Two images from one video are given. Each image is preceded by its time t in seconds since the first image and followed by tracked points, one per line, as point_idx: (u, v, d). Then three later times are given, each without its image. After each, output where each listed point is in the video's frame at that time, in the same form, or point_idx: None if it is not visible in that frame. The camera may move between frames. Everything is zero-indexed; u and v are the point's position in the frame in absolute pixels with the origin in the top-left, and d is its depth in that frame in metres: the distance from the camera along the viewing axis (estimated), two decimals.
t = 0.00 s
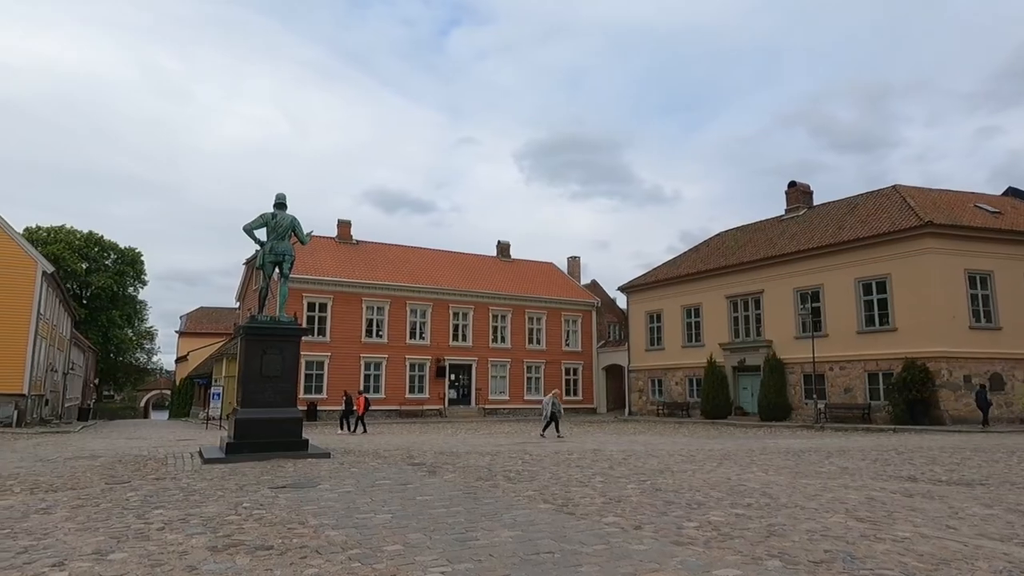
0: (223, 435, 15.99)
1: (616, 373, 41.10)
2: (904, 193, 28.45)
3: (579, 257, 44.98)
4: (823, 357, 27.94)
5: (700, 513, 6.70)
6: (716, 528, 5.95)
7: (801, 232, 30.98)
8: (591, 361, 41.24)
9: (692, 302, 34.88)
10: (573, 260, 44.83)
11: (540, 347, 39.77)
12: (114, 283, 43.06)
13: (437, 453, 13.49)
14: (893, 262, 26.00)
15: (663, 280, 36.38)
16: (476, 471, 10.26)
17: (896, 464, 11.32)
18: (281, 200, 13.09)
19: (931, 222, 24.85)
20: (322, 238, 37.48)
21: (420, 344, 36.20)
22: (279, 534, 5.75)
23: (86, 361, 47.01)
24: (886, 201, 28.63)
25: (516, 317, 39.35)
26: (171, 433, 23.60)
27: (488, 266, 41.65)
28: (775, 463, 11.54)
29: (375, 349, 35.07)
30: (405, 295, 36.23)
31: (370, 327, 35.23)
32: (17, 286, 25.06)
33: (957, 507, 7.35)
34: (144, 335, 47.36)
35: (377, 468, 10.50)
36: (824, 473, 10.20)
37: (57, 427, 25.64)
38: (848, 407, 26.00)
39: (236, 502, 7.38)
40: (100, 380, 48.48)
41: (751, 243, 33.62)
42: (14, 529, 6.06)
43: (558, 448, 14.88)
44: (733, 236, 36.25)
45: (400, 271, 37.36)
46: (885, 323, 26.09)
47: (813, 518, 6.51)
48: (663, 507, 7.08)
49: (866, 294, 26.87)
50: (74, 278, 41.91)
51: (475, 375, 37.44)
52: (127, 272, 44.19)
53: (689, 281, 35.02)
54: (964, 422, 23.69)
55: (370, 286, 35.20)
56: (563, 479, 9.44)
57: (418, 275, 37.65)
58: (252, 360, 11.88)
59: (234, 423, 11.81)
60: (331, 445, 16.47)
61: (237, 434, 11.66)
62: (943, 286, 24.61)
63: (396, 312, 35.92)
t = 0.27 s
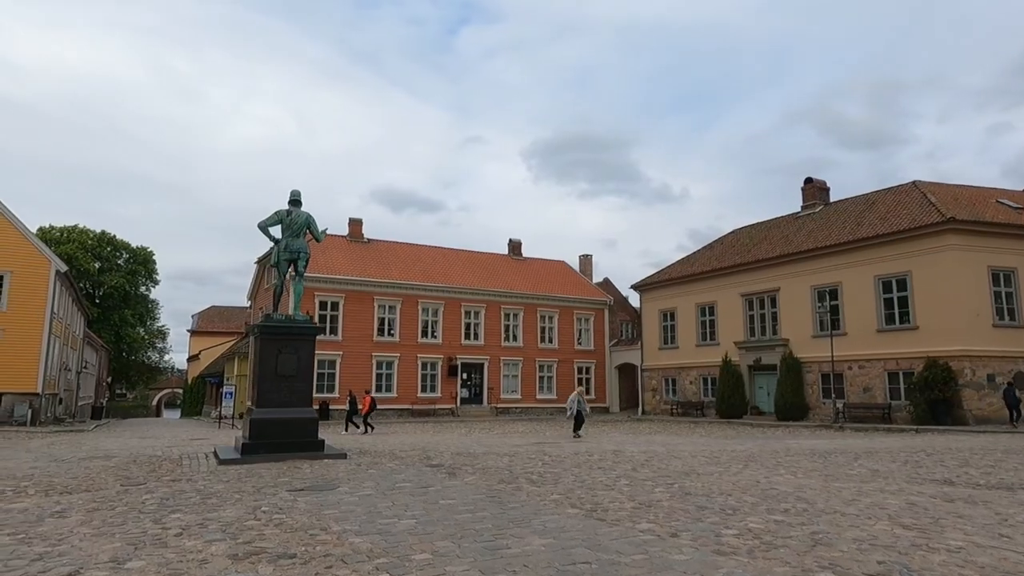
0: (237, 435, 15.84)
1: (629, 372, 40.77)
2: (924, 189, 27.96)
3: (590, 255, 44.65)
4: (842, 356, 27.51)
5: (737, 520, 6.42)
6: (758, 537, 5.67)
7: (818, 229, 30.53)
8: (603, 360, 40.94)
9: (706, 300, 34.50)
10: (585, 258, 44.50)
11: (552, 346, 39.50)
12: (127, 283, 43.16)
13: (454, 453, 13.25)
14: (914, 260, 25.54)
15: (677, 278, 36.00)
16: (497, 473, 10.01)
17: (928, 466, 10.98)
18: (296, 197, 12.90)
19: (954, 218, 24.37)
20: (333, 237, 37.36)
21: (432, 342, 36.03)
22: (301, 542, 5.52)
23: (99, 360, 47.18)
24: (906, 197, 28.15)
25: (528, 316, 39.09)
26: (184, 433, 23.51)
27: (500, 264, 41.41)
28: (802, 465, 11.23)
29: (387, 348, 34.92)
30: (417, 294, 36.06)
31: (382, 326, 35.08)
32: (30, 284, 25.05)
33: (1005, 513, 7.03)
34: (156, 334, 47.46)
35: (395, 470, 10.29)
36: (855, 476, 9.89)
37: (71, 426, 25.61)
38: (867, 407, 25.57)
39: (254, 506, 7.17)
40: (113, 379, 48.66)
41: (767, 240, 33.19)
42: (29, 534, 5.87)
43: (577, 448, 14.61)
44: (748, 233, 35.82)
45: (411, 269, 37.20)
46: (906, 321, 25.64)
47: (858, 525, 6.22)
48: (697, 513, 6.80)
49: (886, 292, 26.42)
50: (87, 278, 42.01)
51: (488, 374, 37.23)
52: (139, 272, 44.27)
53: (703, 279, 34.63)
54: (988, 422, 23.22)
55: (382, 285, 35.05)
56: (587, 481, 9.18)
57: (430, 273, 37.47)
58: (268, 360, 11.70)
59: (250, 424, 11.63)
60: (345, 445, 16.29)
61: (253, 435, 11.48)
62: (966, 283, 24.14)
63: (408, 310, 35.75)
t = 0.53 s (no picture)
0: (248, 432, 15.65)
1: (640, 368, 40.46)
2: (942, 183, 27.51)
3: (600, 251, 44.32)
4: (858, 352, 27.12)
5: (772, 520, 6.16)
6: (799, 538, 5.40)
7: (833, 224, 30.12)
8: (614, 356, 40.65)
9: (719, 296, 34.14)
10: (595, 254, 44.19)
11: (562, 342, 39.25)
12: (136, 280, 43.19)
13: (469, 450, 13.02)
14: (932, 254, 25.11)
15: (688, 274, 35.65)
16: (515, 471, 9.78)
17: (957, 465, 10.67)
18: (308, 189, 12.69)
19: (973, 212, 23.92)
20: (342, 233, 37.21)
21: (442, 339, 35.85)
22: (321, 542, 5.30)
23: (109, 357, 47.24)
24: (923, 191, 27.70)
25: (538, 312, 38.84)
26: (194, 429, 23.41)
27: (509, 261, 41.16)
28: (827, 463, 10.92)
29: (397, 344, 34.76)
30: (426, 290, 35.87)
31: (391, 322, 34.92)
32: (41, 279, 25.00)
33: None
34: (165, 331, 47.50)
35: (411, 467, 10.06)
36: (884, 474, 9.59)
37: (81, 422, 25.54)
38: (884, 404, 25.19)
39: (270, 504, 6.95)
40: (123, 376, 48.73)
41: (780, 235, 32.79)
42: (39, 532, 5.67)
43: (593, 446, 14.34)
44: (761, 228, 35.43)
45: (421, 265, 37.01)
46: (924, 317, 25.23)
47: (900, 526, 5.95)
48: (729, 512, 6.54)
49: (903, 287, 26.02)
50: (97, 275, 42.00)
51: (497, 371, 37.02)
52: (148, 269, 44.28)
53: (715, 275, 34.27)
54: (1008, 420, 22.82)
55: (391, 281, 34.87)
56: (608, 479, 8.93)
57: (439, 270, 37.28)
58: (280, 355, 11.51)
59: (262, 420, 11.44)
60: (358, 442, 16.09)
61: (265, 431, 11.30)
62: (986, 278, 23.71)
63: (417, 307, 35.57)
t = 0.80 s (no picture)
0: (256, 431, 15.44)
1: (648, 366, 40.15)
2: (957, 178, 27.09)
3: (608, 249, 43.99)
4: (871, 350, 26.76)
5: (808, 527, 5.88)
6: (841, 549, 5.11)
7: (846, 220, 29.72)
8: (622, 354, 40.36)
9: (729, 293, 33.78)
10: (602, 252, 43.87)
11: (570, 340, 38.97)
12: (142, 278, 43.11)
13: (481, 451, 12.76)
14: (948, 250, 24.71)
15: (698, 271, 35.31)
16: (530, 473, 9.52)
17: (985, 467, 10.35)
18: (317, 185, 12.45)
19: (990, 207, 23.51)
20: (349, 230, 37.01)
21: (450, 337, 35.63)
22: (339, 552, 5.05)
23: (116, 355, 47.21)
24: (938, 186, 27.29)
25: (546, 310, 38.56)
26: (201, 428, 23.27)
27: (517, 258, 40.89)
28: (851, 465, 10.61)
29: (404, 342, 34.54)
30: (434, 287, 35.64)
31: (399, 320, 34.70)
32: (48, 277, 24.87)
33: None
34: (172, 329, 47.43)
35: (424, 469, 9.82)
36: (911, 477, 9.30)
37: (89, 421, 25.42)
38: (899, 402, 24.83)
39: (283, 509, 6.72)
40: (130, 374, 48.71)
41: (792, 231, 32.41)
42: (45, 541, 5.45)
43: (606, 446, 14.06)
44: (771, 225, 35.05)
45: (428, 263, 36.78)
46: (940, 314, 24.85)
47: (945, 535, 5.66)
48: (761, 519, 6.26)
49: (918, 284, 25.63)
50: (104, 273, 41.85)
51: (505, 369, 36.78)
52: (154, 267, 44.18)
53: (725, 272, 33.93)
54: None
55: (398, 279, 34.65)
56: (628, 482, 8.66)
57: (447, 267, 37.03)
58: (290, 354, 11.28)
59: (271, 420, 11.21)
60: (368, 441, 15.88)
61: (275, 431, 11.07)
62: (1003, 274, 23.31)
63: (425, 304, 35.34)
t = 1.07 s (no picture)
0: (264, 429, 15.23)
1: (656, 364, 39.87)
2: (970, 172, 26.72)
3: (615, 245, 43.69)
4: (883, 347, 26.45)
5: (845, 527, 5.62)
6: (886, 551, 4.84)
7: (856, 215, 29.38)
8: (629, 352, 40.08)
9: (738, 290, 33.47)
10: (609, 249, 43.58)
11: (577, 337, 38.71)
12: (147, 277, 43.04)
13: (493, 449, 12.51)
14: (962, 246, 24.36)
15: (706, 267, 35.01)
16: (546, 471, 9.27)
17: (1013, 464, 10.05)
18: (326, 178, 12.21)
19: (1005, 202, 23.16)
20: (354, 228, 36.81)
21: (456, 334, 35.41)
22: (357, 553, 4.81)
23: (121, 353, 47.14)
24: (951, 181, 26.93)
25: (553, 307, 38.31)
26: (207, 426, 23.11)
27: (523, 255, 40.63)
28: (875, 463, 10.32)
29: (410, 340, 34.33)
30: (440, 285, 35.42)
31: (405, 318, 34.49)
32: (53, 275, 24.71)
33: None
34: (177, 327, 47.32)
35: (437, 467, 9.58)
36: (940, 475, 9.01)
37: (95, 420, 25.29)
38: (912, 400, 24.52)
39: (296, 509, 6.48)
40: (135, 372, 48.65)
41: (801, 227, 32.08)
42: (51, 542, 5.23)
43: (620, 444, 13.79)
44: (780, 221, 34.72)
45: (434, 260, 36.56)
46: (953, 310, 24.51)
47: (991, 535, 5.39)
48: (794, 519, 5.99)
49: (931, 280, 25.29)
50: (108, 272, 41.84)
51: (512, 367, 36.54)
52: (159, 266, 44.10)
53: (733, 268, 33.61)
54: None
55: (404, 276, 34.43)
56: (649, 480, 8.40)
57: (453, 265, 36.80)
58: (299, 350, 11.05)
59: (281, 418, 10.99)
60: (377, 439, 15.64)
61: (285, 429, 10.86)
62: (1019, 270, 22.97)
63: (431, 302, 35.12)
